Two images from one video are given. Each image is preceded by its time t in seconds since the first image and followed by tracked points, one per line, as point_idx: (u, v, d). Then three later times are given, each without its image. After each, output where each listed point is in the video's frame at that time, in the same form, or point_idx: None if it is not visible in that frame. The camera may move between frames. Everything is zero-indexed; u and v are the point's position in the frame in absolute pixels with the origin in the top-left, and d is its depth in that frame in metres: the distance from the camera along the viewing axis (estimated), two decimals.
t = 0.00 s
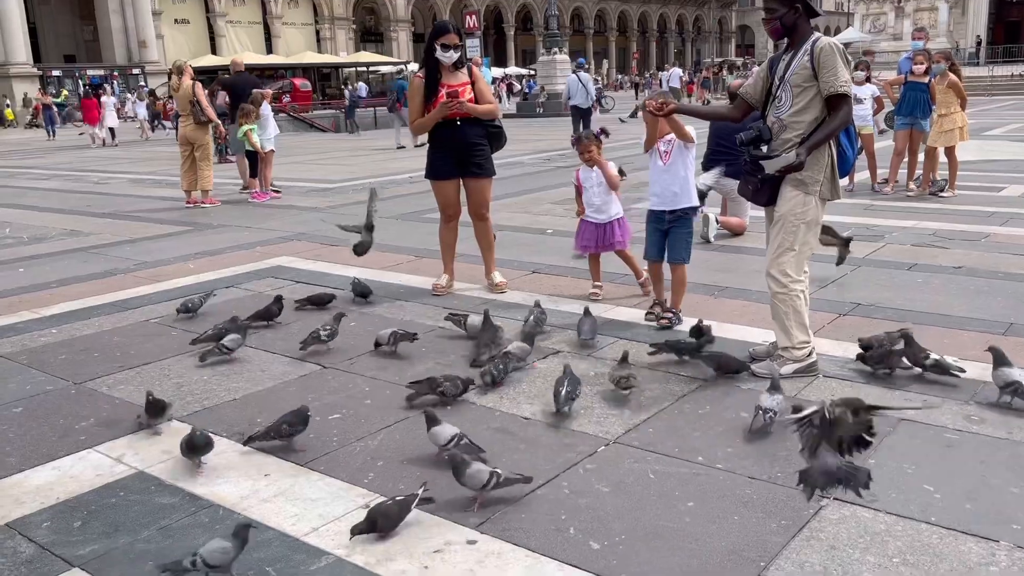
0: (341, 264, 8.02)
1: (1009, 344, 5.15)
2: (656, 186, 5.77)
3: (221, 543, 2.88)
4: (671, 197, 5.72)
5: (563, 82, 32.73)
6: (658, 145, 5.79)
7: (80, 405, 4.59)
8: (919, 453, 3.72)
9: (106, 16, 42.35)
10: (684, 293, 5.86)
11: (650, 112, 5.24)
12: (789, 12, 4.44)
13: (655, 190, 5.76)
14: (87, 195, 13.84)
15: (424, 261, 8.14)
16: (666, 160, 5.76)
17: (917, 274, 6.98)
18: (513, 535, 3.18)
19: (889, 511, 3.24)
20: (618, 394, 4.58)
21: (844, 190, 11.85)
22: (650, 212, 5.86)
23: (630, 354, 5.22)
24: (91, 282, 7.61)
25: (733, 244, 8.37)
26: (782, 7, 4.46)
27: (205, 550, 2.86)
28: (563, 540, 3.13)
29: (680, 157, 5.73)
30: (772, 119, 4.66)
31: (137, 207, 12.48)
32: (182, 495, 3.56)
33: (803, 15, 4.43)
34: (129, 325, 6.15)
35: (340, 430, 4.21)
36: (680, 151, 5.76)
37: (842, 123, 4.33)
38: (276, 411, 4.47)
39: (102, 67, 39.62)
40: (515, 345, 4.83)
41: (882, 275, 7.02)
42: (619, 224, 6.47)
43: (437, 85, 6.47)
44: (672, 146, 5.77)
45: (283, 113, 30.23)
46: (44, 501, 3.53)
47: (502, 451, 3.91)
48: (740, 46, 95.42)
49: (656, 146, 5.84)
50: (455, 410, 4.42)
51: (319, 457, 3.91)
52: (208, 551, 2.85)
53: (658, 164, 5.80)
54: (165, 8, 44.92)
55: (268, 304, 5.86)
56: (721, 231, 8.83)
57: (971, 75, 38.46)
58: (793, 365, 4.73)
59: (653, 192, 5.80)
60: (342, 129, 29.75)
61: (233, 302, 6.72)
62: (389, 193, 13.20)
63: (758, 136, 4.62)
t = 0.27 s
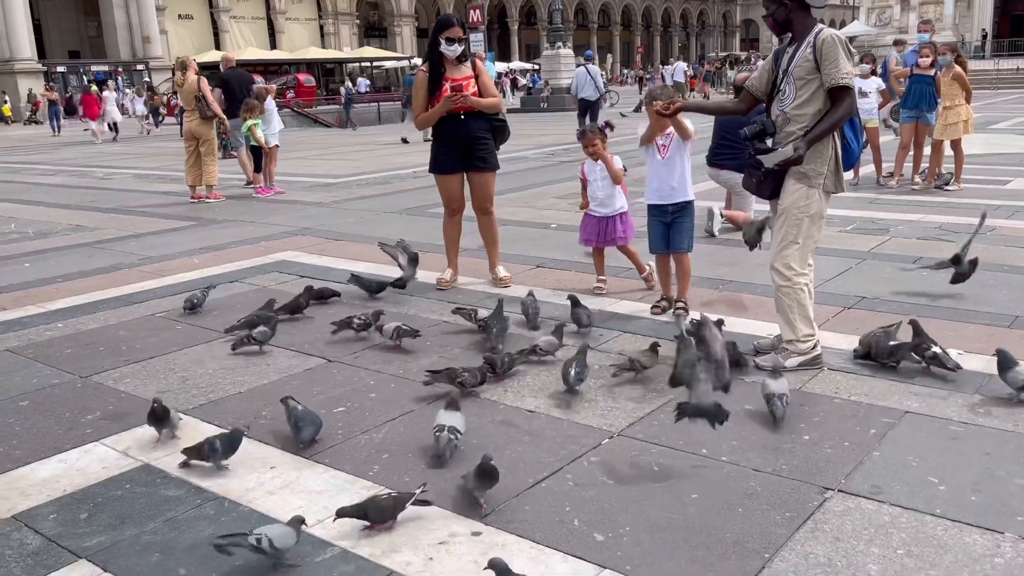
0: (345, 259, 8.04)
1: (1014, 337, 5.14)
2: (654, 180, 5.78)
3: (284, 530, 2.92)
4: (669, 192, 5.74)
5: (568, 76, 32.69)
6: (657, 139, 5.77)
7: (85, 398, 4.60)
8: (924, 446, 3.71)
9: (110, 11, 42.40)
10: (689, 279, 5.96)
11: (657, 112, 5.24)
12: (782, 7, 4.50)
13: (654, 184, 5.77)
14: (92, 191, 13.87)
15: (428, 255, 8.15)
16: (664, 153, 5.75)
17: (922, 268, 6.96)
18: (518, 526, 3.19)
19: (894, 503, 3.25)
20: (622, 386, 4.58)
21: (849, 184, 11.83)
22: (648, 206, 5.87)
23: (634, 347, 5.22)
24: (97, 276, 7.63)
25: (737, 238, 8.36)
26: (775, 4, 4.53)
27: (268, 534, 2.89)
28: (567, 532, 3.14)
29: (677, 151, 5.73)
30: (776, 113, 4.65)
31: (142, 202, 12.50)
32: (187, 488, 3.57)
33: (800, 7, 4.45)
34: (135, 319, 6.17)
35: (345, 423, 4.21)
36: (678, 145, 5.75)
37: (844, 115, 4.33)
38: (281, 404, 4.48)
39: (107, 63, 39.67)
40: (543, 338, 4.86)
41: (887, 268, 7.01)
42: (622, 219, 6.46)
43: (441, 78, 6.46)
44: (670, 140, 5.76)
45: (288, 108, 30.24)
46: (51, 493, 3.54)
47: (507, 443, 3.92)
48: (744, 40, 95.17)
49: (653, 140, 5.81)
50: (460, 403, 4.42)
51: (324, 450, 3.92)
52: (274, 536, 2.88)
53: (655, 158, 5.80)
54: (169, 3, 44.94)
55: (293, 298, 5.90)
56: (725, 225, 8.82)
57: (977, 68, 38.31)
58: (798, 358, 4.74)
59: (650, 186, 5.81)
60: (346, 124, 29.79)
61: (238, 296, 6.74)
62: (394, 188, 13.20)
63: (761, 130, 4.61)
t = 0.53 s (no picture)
0: (350, 252, 8.04)
1: (1019, 330, 5.13)
2: (660, 174, 5.78)
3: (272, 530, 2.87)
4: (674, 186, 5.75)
5: (571, 69, 32.60)
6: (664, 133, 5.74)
7: (91, 391, 4.62)
8: (929, 438, 3.71)
9: (114, 6, 42.36)
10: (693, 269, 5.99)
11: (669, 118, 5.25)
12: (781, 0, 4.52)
13: (659, 177, 5.77)
14: (96, 185, 13.89)
15: (432, 249, 8.15)
16: (670, 147, 5.75)
17: (927, 260, 6.95)
18: (522, 518, 3.19)
19: (898, 495, 3.24)
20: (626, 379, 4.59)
21: (854, 176, 11.79)
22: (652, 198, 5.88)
23: (638, 339, 5.21)
24: (102, 270, 7.64)
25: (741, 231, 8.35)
26: None
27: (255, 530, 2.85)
28: (571, 523, 3.15)
29: (683, 145, 5.74)
30: (779, 105, 4.64)
31: (147, 196, 12.52)
32: (193, 480, 3.59)
33: None
34: (140, 312, 6.19)
35: (349, 415, 4.22)
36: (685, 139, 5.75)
37: (845, 104, 4.30)
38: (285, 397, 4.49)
39: (110, 58, 39.68)
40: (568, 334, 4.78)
41: (892, 261, 6.99)
42: (626, 211, 6.45)
43: (444, 71, 6.45)
44: (677, 134, 5.74)
45: (291, 102, 30.22)
46: (57, 485, 3.56)
47: (511, 436, 3.92)
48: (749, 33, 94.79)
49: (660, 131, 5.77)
50: (465, 396, 4.43)
51: (329, 442, 3.92)
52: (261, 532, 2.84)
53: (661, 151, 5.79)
54: None
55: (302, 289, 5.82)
56: (729, 218, 8.81)
57: (983, 60, 38.09)
58: (802, 350, 4.73)
59: (654, 179, 5.81)
60: (350, 118, 29.77)
61: (242, 290, 6.75)
62: (397, 182, 13.19)
63: (764, 122, 4.60)
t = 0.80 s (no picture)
0: (353, 246, 8.05)
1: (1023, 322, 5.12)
2: (667, 165, 5.77)
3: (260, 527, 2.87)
4: (683, 178, 5.75)
5: (574, 62, 32.54)
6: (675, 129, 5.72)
7: (96, 385, 4.64)
8: (933, 430, 3.71)
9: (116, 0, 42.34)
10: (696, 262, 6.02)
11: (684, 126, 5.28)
12: None
13: (667, 169, 5.76)
14: (100, 180, 13.91)
15: (436, 242, 8.16)
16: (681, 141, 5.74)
17: (931, 253, 6.94)
18: (526, 510, 3.21)
19: (901, 486, 3.25)
20: (630, 371, 4.59)
21: (858, 169, 11.76)
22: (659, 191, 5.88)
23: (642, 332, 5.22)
24: (106, 264, 7.66)
25: (745, 223, 8.34)
26: None
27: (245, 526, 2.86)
28: (576, 515, 3.16)
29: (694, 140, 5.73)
30: (781, 98, 4.64)
31: (150, 190, 12.54)
32: (198, 473, 3.60)
33: None
34: (145, 306, 6.20)
35: (354, 408, 4.24)
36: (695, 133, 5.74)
37: (846, 93, 4.29)
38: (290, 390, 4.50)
39: (113, 52, 39.67)
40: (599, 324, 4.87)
41: (896, 253, 6.98)
42: (629, 204, 6.46)
43: (447, 64, 6.44)
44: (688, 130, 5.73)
45: (294, 96, 30.20)
46: (64, 478, 3.58)
47: (515, 428, 3.93)
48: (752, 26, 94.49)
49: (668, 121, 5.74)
50: (469, 389, 4.44)
51: (334, 435, 3.94)
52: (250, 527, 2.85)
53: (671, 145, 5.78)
54: None
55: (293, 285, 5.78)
56: (733, 211, 8.80)
57: (988, 52, 37.92)
58: (806, 343, 4.74)
59: (661, 170, 5.80)
60: (352, 112, 29.76)
61: (246, 284, 6.76)
62: (401, 176, 13.20)
63: (766, 116, 4.61)
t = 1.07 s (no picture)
0: (356, 240, 8.06)
1: None
2: (673, 158, 5.78)
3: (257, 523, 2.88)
4: (688, 172, 5.76)
5: (576, 56, 32.50)
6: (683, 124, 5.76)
7: (101, 378, 4.65)
8: (936, 422, 3.71)
9: None
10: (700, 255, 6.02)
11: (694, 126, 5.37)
12: None
13: (672, 161, 5.77)
14: (103, 174, 13.92)
15: (438, 236, 8.16)
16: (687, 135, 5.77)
17: (934, 246, 6.93)
18: (531, 502, 3.22)
19: (905, 478, 3.26)
20: (634, 364, 4.60)
21: (861, 162, 11.75)
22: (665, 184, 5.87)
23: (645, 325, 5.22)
24: (110, 259, 7.68)
25: (748, 217, 8.33)
26: None
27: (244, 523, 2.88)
28: (580, 507, 3.17)
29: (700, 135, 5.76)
30: (785, 91, 4.64)
31: (153, 185, 12.55)
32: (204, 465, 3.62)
33: None
34: (149, 300, 6.22)
35: (358, 401, 4.25)
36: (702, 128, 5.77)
37: (849, 86, 4.28)
38: (294, 383, 4.52)
39: (115, 47, 39.63)
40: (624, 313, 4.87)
41: (899, 246, 6.98)
42: (633, 197, 6.46)
43: (450, 58, 6.43)
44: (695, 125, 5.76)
45: (295, 91, 30.18)
46: (70, 470, 3.60)
47: (519, 421, 3.94)
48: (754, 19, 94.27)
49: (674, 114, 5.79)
50: (473, 382, 4.45)
51: (338, 428, 3.95)
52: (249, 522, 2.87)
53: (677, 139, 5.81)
54: None
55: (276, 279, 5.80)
56: (736, 204, 8.79)
57: (991, 45, 37.80)
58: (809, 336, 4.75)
59: (667, 163, 5.81)
60: (354, 106, 29.75)
61: (250, 278, 6.77)
62: (403, 170, 13.20)
63: (770, 109, 4.62)
